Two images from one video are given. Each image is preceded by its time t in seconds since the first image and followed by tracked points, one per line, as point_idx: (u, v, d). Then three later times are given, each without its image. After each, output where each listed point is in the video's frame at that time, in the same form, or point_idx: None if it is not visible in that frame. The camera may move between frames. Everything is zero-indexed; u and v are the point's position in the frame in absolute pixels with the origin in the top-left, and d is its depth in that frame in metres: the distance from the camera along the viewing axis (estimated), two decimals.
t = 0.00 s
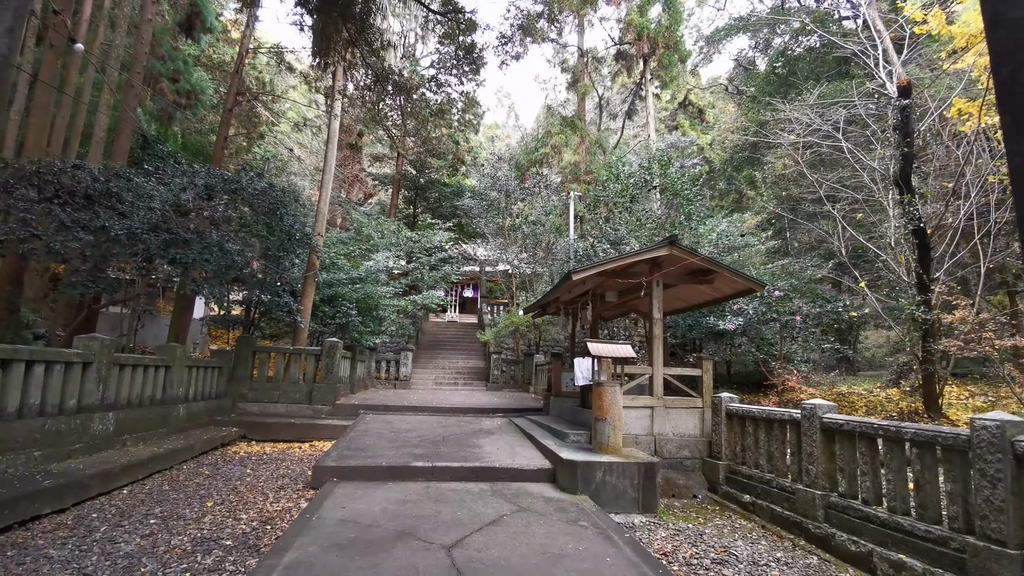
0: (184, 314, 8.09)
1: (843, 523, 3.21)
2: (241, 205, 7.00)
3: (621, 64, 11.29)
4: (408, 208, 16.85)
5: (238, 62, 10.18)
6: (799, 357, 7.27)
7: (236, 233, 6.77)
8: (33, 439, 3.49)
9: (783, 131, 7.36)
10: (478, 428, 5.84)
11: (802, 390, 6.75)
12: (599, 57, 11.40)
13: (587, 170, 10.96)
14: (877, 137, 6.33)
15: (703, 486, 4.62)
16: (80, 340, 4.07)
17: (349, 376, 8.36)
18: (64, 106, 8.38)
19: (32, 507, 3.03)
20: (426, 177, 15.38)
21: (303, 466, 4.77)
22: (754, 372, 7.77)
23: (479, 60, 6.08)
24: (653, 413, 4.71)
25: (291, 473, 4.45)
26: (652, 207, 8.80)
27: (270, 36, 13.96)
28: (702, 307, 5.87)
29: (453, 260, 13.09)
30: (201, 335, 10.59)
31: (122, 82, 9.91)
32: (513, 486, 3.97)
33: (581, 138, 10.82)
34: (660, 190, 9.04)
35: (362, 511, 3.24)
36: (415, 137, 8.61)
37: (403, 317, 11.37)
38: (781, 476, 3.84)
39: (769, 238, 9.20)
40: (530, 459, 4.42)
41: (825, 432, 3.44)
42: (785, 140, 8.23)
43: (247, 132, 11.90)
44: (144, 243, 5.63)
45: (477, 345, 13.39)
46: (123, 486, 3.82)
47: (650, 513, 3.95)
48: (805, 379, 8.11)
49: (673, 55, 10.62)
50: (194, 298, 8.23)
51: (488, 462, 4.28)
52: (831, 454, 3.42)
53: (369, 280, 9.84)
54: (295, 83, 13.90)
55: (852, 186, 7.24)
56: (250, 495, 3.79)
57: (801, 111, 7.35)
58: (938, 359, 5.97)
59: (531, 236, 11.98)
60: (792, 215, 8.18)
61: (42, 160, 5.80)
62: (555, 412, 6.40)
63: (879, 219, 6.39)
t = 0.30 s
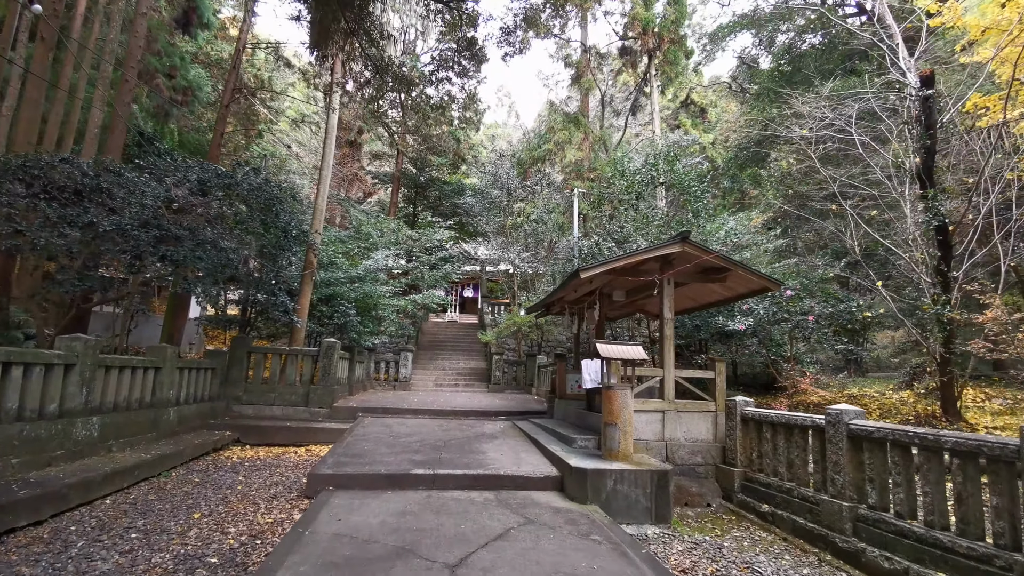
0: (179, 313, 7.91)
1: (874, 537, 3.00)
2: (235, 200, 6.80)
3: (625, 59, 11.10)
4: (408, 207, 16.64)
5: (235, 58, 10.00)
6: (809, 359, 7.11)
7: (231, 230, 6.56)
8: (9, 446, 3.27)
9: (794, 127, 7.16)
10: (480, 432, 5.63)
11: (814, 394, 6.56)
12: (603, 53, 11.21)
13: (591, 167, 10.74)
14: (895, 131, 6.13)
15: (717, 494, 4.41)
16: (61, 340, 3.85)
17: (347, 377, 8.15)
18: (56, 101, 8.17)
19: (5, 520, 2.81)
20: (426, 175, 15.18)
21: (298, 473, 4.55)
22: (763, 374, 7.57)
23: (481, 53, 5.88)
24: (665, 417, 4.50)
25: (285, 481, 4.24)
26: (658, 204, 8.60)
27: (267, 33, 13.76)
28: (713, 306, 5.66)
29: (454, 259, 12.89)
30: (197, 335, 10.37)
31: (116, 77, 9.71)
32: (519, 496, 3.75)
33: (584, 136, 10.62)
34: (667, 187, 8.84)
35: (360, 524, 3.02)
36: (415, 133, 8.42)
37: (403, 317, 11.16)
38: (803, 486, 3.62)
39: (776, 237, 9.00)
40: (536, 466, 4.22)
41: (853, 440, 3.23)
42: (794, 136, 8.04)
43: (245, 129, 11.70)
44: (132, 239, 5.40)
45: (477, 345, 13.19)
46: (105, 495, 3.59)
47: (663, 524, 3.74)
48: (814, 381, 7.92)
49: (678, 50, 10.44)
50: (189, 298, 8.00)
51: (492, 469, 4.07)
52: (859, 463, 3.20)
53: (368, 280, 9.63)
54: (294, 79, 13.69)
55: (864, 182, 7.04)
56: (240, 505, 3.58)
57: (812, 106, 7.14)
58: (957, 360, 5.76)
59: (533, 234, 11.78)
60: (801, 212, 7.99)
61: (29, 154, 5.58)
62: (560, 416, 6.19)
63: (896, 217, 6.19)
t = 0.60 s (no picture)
0: (175, 316, 7.74)
1: (903, 548, 2.82)
2: (231, 197, 6.64)
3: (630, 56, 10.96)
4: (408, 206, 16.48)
5: (233, 54, 9.83)
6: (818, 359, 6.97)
7: (227, 227, 6.39)
8: None
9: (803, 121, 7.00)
10: (483, 436, 5.46)
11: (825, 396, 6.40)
12: (606, 49, 11.07)
13: (594, 165, 10.60)
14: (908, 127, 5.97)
15: (730, 501, 4.23)
16: (46, 339, 3.68)
17: (346, 378, 7.98)
18: (51, 98, 8.02)
19: None
20: (427, 174, 15.03)
21: (293, 479, 4.37)
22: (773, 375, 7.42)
23: (484, 48, 5.73)
24: (675, 420, 4.33)
25: (280, 487, 4.07)
26: (663, 202, 8.45)
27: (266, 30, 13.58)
28: (723, 306, 5.49)
29: (455, 259, 12.74)
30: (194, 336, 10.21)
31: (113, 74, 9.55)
32: (525, 503, 3.58)
33: (587, 133, 10.65)
34: (672, 185, 8.69)
35: (358, 534, 2.85)
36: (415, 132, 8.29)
37: (403, 317, 11.00)
38: (823, 493, 3.45)
39: (784, 236, 8.83)
40: (542, 471, 4.05)
41: (878, 445, 3.06)
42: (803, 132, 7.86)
43: (244, 128, 11.55)
44: (124, 235, 5.23)
45: (478, 346, 13.03)
46: (89, 503, 3.42)
47: (676, 532, 3.56)
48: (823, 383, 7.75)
49: (683, 47, 10.29)
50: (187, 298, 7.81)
51: (496, 474, 3.90)
52: (884, 469, 3.04)
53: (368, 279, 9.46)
54: (294, 77, 13.53)
55: (876, 179, 6.88)
56: (231, 513, 3.40)
57: (822, 102, 6.99)
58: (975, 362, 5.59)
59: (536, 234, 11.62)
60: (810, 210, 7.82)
61: (19, 149, 5.40)
62: (564, 418, 6.03)
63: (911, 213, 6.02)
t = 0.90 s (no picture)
0: (168, 318, 7.43)
1: (937, 564, 2.63)
2: (224, 193, 6.44)
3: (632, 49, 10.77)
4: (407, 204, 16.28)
5: (229, 47, 9.58)
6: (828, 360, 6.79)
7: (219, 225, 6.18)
8: None
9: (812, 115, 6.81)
10: (484, 440, 5.26)
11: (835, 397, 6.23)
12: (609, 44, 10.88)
13: (597, 161, 10.44)
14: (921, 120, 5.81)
15: (744, 510, 4.03)
16: (24, 340, 3.47)
17: (343, 380, 7.78)
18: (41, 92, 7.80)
19: None
20: (426, 171, 14.83)
21: (287, 486, 4.17)
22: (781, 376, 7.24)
23: (485, 39, 5.55)
24: (686, 425, 4.14)
25: (271, 496, 3.86)
26: (668, 199, 8.26)
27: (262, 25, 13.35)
28: (734, 305, 5.31)
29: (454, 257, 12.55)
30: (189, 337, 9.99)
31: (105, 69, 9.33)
32: (530, 513, 3.39)
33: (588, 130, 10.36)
34: (678, 181, 8.50)
35: (352, 549, 2.65)
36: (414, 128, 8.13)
37: (402, 316, 10.80)
38: (846, 503, 3.26)
39: (790, 233, 8.65)
40: (547, 478, 3.85)
41: (906, 452, 2.88)
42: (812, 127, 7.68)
43: (240, 124, 11.35)
44: (111, 232, 5.03)
45: (478, 346, 12.84)
46: (67, 513, 3.21)
47: (690, 544, 3.36)
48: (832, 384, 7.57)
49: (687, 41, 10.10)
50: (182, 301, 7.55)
51: (499, 482, 3.70)
52: (914, 479, 2.85)
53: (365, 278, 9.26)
54: (291, 73, 13.31)
55: (888, 174, 6.70)
56: (219, 525, 3.20)
57: (832, 95, 6.81)
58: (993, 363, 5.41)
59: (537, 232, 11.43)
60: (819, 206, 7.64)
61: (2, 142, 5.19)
62: (568, 421, 5.83)
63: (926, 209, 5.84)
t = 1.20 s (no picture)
0: (163, 318, 7.28)
1: None
2: (219, 188, 6.28)
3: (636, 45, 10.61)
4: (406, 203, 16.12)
5: (226, 43, 9.41)
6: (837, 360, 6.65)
7: (215, 221, 6.02)
8: None
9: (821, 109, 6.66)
10: (487, 442, 5.11)
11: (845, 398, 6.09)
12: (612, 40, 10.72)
13: (599, 158, 10.28)
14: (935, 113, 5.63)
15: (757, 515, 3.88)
16: (6, 338, 3.31)
17: (341, 380, 7.64)
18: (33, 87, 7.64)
19: None
20: (426, 169, 14.67)
21: (282, 491, 4.02)
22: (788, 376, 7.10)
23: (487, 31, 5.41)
24: (696, 427, 3.99)
25: (266, 501, 3.71)
26: (672, 196, 8.10)
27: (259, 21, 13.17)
28: (743, 303, 5.16)
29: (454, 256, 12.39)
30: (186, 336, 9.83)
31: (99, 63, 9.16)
32: (535, 520, 3.23)
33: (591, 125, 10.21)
34: (683, 178, 8.35)
35: (349, 560, 2.50)
36: (414, 125, 7.99)
37: (401, 316, 10.65)
38: (867, 509, 3.12)
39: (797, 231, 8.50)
40: (553, 483, 3.70)
41: (934, 458, 2.73)
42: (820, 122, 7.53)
43: (237, 122, 11.18)
44: (101, 227, 4.87)
45: (478, 346, 12.70)
46: (50, 520, 3.05)
47: (703, 552, 3.21)
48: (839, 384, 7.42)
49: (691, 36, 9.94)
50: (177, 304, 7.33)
51: (503, 487, 3.55)
52: (942, 485, 2.71)
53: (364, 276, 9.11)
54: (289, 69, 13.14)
55: (899, 170, 6.54)
56: (209, 533, 3.05)
57: (841, 89, 6.65)
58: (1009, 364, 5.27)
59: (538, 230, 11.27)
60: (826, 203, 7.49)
61: None
62: (572, 423, 5.68)
63: (939, 206, 5.69)
